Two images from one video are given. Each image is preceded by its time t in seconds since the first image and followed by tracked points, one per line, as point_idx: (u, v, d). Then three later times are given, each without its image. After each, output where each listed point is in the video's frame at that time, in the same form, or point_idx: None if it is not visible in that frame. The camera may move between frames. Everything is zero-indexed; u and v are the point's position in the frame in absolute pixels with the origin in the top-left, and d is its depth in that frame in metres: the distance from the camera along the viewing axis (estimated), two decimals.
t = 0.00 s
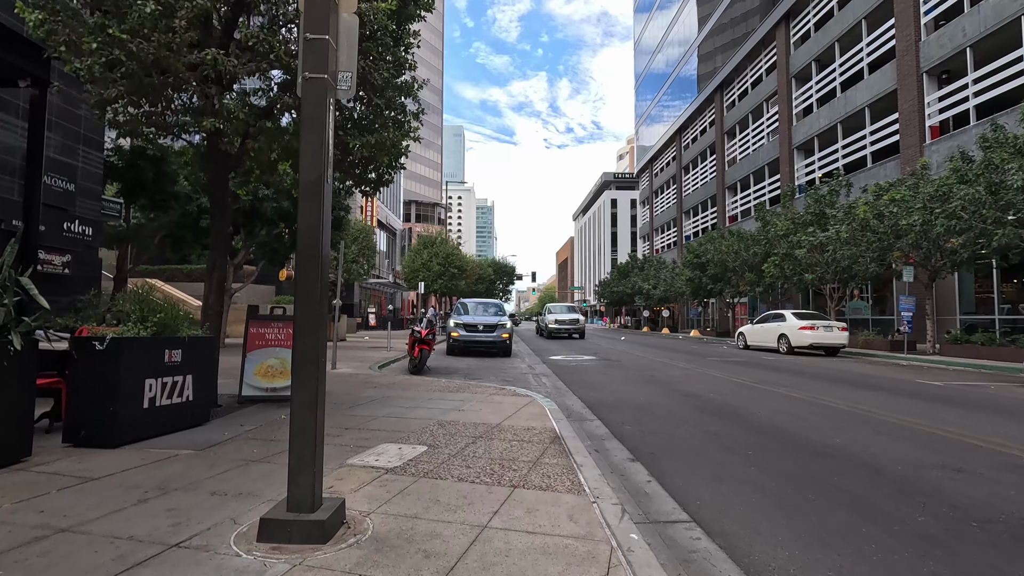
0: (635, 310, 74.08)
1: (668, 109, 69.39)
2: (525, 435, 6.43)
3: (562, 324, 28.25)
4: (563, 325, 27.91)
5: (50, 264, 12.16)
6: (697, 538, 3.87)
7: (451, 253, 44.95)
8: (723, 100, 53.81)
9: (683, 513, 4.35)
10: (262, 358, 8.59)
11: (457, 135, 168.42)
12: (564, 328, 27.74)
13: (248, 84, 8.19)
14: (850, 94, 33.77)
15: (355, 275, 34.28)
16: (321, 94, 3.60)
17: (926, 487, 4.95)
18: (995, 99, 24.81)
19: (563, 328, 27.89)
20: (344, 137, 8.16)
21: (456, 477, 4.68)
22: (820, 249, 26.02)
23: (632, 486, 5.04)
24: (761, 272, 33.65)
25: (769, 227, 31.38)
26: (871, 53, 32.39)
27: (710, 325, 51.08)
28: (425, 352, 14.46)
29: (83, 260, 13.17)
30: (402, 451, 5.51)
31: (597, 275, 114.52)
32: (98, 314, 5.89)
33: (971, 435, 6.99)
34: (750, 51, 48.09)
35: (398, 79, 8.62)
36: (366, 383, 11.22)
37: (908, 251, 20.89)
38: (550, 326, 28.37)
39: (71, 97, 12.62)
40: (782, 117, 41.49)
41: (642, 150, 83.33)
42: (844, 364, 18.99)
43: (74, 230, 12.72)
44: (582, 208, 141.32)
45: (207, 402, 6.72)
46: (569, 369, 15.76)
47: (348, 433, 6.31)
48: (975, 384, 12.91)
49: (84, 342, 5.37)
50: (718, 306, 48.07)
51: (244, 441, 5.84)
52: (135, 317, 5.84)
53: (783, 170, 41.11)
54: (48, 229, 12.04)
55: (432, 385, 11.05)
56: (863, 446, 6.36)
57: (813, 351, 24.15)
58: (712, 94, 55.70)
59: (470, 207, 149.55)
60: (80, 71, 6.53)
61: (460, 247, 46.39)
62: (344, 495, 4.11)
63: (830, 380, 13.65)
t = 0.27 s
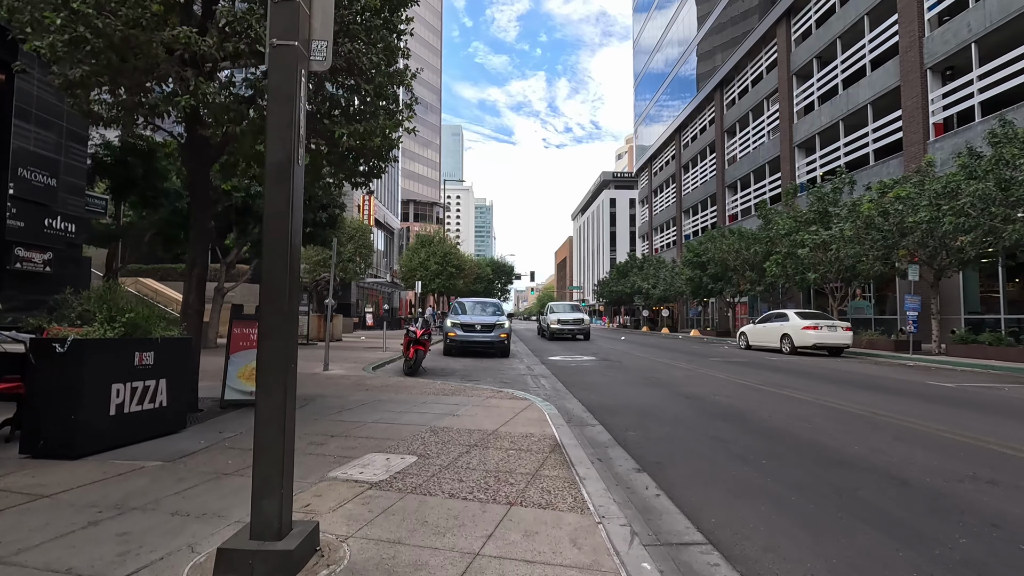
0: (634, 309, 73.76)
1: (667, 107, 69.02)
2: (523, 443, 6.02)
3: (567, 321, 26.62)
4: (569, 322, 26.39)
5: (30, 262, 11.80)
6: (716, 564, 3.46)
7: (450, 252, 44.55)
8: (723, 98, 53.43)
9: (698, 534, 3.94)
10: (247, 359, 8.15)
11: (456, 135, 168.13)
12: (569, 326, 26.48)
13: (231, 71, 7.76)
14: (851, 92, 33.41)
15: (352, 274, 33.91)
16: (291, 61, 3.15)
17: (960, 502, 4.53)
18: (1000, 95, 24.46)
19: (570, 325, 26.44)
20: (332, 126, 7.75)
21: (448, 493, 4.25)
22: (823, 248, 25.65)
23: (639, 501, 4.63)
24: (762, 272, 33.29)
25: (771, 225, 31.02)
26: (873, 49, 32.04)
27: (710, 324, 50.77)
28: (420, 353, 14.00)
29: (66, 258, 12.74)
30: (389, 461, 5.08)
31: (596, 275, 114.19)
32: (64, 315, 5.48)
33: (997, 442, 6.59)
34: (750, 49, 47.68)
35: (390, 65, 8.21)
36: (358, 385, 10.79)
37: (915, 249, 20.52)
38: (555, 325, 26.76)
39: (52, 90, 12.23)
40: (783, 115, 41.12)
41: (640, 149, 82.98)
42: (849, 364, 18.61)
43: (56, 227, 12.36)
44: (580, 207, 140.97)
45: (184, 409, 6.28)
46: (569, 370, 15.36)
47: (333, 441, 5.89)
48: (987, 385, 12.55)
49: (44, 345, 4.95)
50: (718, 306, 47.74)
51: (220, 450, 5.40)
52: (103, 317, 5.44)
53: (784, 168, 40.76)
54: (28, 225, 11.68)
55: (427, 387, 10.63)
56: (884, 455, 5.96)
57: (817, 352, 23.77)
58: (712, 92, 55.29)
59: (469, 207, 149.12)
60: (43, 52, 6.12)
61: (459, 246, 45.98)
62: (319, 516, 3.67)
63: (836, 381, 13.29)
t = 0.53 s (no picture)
0: (634, 309, 73.39)
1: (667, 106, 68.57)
2: (524, 452, 5.60)
3: (573, 321, 24.97)
4: (574, 321, 24.82)
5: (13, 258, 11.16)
6: None
7: (449, 251, 44.13)
8: (724, 96, 52.99)
9: (721, 559, 3.52)
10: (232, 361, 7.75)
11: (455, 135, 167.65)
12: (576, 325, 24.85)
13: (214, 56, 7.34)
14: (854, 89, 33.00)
15: (349, 273, 33.50)
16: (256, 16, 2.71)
17: (1005, 520, 4.13)
18: (1007, 91, 24.07)
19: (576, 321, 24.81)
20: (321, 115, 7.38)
21: (441, 512, 3.83)
22: (828, 246, 25.25)
23: (653, 518, 4.21)
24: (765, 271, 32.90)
25: (774, 223, 30.62)
26: (877, 46, 31.64)
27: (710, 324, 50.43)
28: (417, 353, 13.58)
29: (50, 255, 12.23)
30: (378, 474, 4.65)
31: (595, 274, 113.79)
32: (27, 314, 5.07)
33: None
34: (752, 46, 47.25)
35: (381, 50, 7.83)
36: (351, 388, 10.37)
37: (923, 248, 20.13)
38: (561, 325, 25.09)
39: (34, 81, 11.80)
40: (785, 113, 40.69)
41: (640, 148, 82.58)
42: (856, 365, 18.21)
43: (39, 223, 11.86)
44: (580, 207, 140.56)
45: (159, 415, 5.85)
46: (570, 371, 14.95)
47: (319, 450, 5.47)
48: (1001, 386, 12.16)
49: None
50: (718, 305, 47.40)
51: (196, 461, 4.98)
52: (68, 316, 5.03)
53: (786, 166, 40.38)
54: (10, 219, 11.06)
55: (422, 389, 10.21)
56: (912, 465, 5.55)
57: (821, 352, 23.37)
58: (713, 90, 54.86)
59: (468, 206, 148.61)
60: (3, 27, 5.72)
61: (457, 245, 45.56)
62: (294, 542, 3.25)
63: (845, 382, 12.90)
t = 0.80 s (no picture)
0: (634, 309, 73.00)
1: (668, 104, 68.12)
2: (525, 462, 5.19)
3: (578, 320, 23.19)
4: (581, 320, 23.03)
5: None
6: None
7: (448, 250, 43.72)
8: (725, 95, 52.57)
9: None
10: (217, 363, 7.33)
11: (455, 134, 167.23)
12: (582, 324, 23.06)
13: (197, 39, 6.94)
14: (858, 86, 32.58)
15: (347, 272, 33.10)
16: None
17: None
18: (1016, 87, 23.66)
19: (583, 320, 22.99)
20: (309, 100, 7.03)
21: (434, 535, 3.42)
22: (833, 245, 24.84)
23: (670, 539, 3.79)
24: (768, 270, 32.49)
25: (777, 222, 30.22)
26: (881, 42, 31.23)
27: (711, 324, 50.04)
28: (414, 354, 13.19)
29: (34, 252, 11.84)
30: (366, 489, 4.24)
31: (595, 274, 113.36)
32: None
33: None
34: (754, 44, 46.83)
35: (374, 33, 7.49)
36: (344, 390, 9.96)
37: (931, 246, 19.73)
38: (567, 324, 23.26)
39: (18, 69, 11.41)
40: (788, 111, 40.29)
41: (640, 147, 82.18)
42: (865, 366, 17.80)
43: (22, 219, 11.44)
44: (580, 206, 140.11)
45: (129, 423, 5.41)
46: (572, 372, 14.56)
47: (303, 460, 5.06)
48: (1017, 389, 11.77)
49: None
50: (720, 305, 47.00)
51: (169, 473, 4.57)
52: (28, 315, 4.64)
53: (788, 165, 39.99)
54: None
55: (418, 392, 9.80)
56: (945, 476, 5.14)
57: (827, 352, 22.99)
58: (714, 89, 54.47)
59: (467, 206, 148.13)
60: None
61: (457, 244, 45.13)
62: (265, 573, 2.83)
63: (855, 384, 12.51)
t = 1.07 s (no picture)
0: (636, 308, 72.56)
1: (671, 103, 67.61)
2: (528, 476, 4.72)
3: (587, 319, 21.63)
4: (589, 320, 21.49)
5: None
6: None
7: (449, 249, 43.25)
8: (729, 92, 52.01)
9: None
10: (200, 365, 6.90)
11: (456, 134, 166.83)
12: (591, 324, 21.51)
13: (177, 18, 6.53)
14: (865, 82, 32.03)
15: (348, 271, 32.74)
16: None
17: None
18: None
19: (592, 319, 21.42)
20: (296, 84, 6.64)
21: (424, 565, 2.99)
22: (840, 243, 24.37)
23: (693, 567, 3.36)
24: (773, 269, 32.01)
25: (783, 220, 29.75)
26: (889, 38, 30.72)
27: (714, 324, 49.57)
28: (411, 355, 12.75)
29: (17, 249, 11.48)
30: (350, 508, 3.81)
31: (597, 274, 112.85)
32: None
33: None
34: (758, 40, 46.20)
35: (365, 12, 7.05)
36: (338, 393, 9.54)
37: (943, 244, 19.29)
38: (574, 324, 21.68)
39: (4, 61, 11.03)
40: (792, 108, 39.81)
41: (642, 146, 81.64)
42: (875, 367, 17.35)
43: (5, 214, 11.10)
44: (581, 206, 139.57)
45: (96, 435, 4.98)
46: (575, 373, 14.12)
47: (285, 472, 4.63)
48: None
49: None
50: (723, 305, 46.53)
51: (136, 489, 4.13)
52: None
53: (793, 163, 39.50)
54: None
55: (415, 395, 9.38)
56: (987, 492, 4.71)
57: (835, 353, 22.53)
58: (718, 87, 53.77)
59: (469, 205, 147.74)
60: None
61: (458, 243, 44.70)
62: None
63: (869, 386, 12.07)
